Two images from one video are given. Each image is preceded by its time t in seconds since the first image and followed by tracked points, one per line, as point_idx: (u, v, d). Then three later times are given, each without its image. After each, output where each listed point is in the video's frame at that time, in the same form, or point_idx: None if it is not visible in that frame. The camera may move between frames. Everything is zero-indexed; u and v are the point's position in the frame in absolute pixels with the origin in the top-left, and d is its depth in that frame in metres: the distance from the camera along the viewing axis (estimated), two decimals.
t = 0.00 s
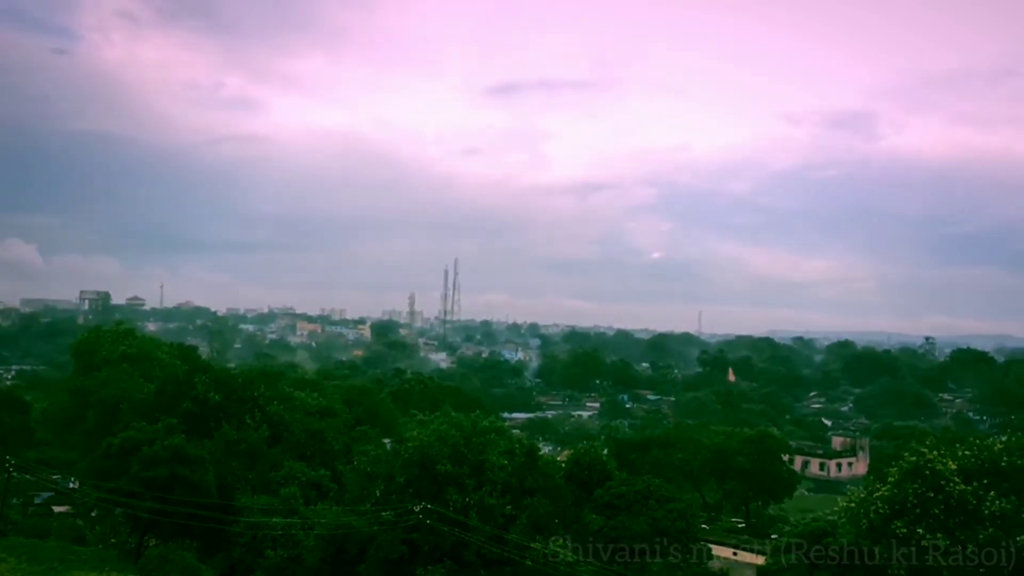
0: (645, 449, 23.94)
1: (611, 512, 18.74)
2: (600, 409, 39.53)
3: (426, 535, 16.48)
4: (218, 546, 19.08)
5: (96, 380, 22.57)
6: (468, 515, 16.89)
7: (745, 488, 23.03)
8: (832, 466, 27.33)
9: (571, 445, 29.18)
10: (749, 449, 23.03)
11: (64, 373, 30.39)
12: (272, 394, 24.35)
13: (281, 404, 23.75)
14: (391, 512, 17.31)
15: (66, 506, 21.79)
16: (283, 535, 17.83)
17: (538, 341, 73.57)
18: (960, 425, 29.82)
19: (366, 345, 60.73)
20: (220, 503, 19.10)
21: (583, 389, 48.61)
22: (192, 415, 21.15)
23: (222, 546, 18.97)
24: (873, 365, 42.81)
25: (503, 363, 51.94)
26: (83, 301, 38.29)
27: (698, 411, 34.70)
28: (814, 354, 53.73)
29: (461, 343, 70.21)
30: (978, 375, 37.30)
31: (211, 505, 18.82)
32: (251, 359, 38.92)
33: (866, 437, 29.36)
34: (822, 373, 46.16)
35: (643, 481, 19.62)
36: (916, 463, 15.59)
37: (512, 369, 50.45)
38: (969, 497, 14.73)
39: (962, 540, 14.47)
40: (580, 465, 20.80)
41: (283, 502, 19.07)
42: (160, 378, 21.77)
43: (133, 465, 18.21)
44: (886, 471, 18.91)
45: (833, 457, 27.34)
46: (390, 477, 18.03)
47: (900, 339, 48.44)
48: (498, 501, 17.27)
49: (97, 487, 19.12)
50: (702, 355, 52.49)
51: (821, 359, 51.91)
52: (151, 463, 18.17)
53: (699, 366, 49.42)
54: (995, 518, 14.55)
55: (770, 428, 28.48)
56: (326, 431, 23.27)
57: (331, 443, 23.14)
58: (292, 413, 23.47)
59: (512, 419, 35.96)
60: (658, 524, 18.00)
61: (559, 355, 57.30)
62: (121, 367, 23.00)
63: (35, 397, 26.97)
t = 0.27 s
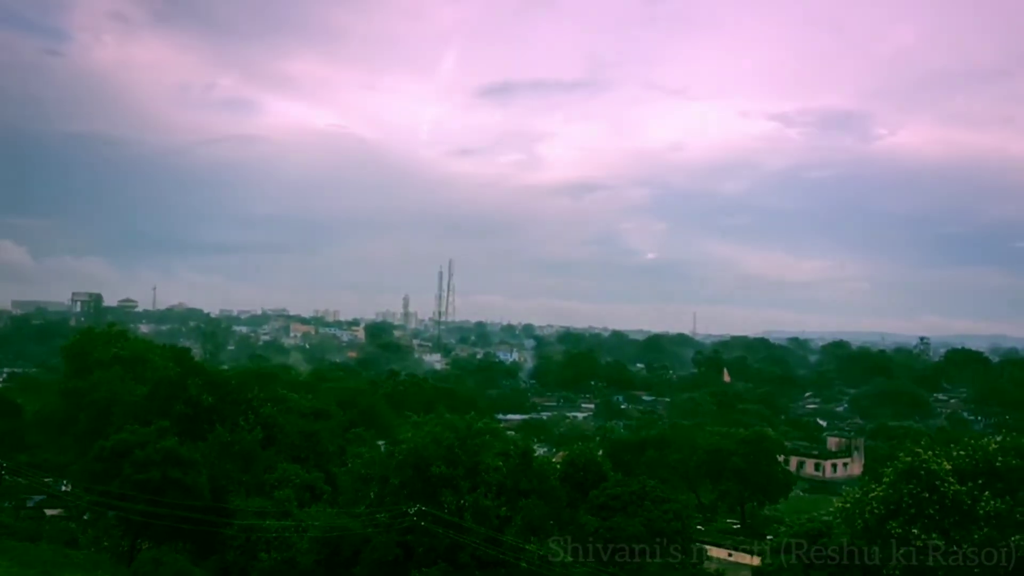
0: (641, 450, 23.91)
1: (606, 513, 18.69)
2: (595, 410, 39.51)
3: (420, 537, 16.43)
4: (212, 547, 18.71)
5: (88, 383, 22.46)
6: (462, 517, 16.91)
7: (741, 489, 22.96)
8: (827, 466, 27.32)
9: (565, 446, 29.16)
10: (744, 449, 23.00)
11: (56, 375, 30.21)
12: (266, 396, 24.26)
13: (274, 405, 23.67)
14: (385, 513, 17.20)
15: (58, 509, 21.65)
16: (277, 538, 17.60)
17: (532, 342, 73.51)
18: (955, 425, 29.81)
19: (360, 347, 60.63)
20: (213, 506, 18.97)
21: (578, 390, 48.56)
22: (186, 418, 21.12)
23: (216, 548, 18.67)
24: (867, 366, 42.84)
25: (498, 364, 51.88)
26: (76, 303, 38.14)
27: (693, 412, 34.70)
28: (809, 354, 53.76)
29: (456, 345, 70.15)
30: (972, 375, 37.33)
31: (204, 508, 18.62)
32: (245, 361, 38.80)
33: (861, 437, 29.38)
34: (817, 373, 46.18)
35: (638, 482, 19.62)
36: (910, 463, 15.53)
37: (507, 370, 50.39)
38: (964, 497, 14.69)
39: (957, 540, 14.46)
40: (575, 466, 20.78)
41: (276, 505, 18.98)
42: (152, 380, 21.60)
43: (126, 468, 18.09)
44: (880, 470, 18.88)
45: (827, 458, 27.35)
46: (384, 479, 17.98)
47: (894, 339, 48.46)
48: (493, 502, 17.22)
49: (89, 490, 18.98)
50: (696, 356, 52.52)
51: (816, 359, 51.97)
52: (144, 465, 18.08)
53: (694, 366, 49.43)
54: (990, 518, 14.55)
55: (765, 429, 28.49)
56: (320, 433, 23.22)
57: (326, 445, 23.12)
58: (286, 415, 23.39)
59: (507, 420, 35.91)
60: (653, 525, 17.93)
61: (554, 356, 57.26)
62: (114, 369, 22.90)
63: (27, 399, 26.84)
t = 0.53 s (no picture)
0: (636, 450, 23.98)
1: (602, 513, 18.75)
2: (590, 410, 39.60)
3: (416, 536, 16.46)
4: (208, 548, 18.68)
5: (84, 383, 22.45)
6: (458, 517, 17.00)
7: (735, 488, 23.07)
8: (821, 466, 27.45)
9: (561, 446, 29.25)
10: (739, 448, 23.10)
11: (51, 376, 30.21)
12: (262, 396, 24.27)
13: (270, 406, 23.69)
14: (381, 514, 17.23)
15: (53, 510, 21.64)
16: (273, 538, 17.70)
17: (527, 342, 73.64)
18: (948, 424, 29.94)
19: (355, 347, 60.64)
20: (209, 506, 18.88)
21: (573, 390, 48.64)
22: (181, 418, 20.99)
23: (212, 549, 18.69)
24: (861, 365, 42.99)
25: (493, 364, 51.93)
26: (70, 304, 38.10)
27: (687, 411, 34.79)
28: (803, 354, 53.93)
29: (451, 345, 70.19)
30: (965, 374, 37.48)
31: (200, 509, 18.52)
32: (241, 362, 38.82)
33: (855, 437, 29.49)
34: (811, 373, 46.33)
35: (634, 481, 19.67)
36: (904, 462, 15.62)
37: (503, 370, 50.45)
38: (958, 496, 14.79)
39: (950, 539, 14.55)
40: (571, 466, 20.84)
41: (272, 505, 19.08)
42: (148, 380, 21.58)
43: (121, 469, 18.09)
44: (874, 469, 18.98)
45: (822, 457, 27.47)
46: (380, 479, 18.01)
47: (888, 339, 48.63)
48: (489, 502, 17.28)
49: (85, 491, 18.98)
50: (691, 356, 52.63)
51: (810, 359, 52.12)
52: (139, 466, 18.05)
53: (688, 366, 49.56)
54: (983, 516, 14.64)
55: (760, 428, 28.59)
56: (316, 433, 23.29)
57: (321, 446, 23.18)
58: (282, 415, 23.42)
59: (502, 420, 35.96)
60: (649, 525, 17.97)
61: (549, 356, 57.32)
62: (110, 370, 22.90)
63: (22, 400, 26.82)
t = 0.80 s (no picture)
0: (633, 449, 23.95)
1: (598, 512, 18.74)
2: (587, 410, 39.59)
3: (413, 537, 16.44)
4: (203, 550, 18.55)
5: (79, 384, 22.39)
6: (454, 517, 16.93)
7: (732, 488, 23.08)
8: (817, 465, 27.47)
9: (557, 446, 29.24)
10: (736, 448, 23.09)
11: (46, 377, 30.13)
12: (257, 396, 24.20)
13: (266, 406, 23.64)
14: (377, 514, 17.15)
15: (49, 512, 21.58)
16: (269, 539, 17.70)
17: (524, 342, 73.64)
18: (944, 423, 29.99)
19: (352, 347, 60.55)
20: (205, 507, 18.96)
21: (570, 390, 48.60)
22: (176, 419, 20.96)
23: (207, 550, 18.56)
24: (857, 365, 43.04)
25: (490, 365, 51.89)
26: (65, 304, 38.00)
27: (684, 411, 34.79)
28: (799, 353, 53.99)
29: (447, 345, 70.15)
30: (961, 373, 37.53)
31: (196, 509, 18.62)
32: (237, 362, 38.77)
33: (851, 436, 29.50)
34: (807, 372, 46.37)
35: (630, 481, 19.64)
36: (900, 461, 15.63)
37: (499, 370, 50.41)
38: (953, 495, 14.80)
39: (946, 538, 14.55)
40: (567, 466, 20.81)
41: (268, 506, 19.01)
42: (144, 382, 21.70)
43: (117, 470, 18.04)
44: (870, 469, 18.98)
45: (818, 457, 27.48)
46: (376, 480, 17.95)
47: (884, 338, 48.70)
48: (485, 502, 17.25)
49: (81, 492, 18.94)
50: (687, 356, 52.60)
51: (806, 359, 52.15)
52: (135, 467, 17.97)
53: (685, 366, 49.55)
54: (979, 515, 14.62)
55: (756, 428, 28.60)
56: (311, 433, 23.18)
57: (318, 446, 23.11)
58: (277, 416, 23.37)
59: (499, 420, 35.92)
60: (646, 525, 17.92)
61: (545, 356, 57.26)
62: (105, 371, 22.83)
63: (16, 401, 26.73)
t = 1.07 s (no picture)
0: (627, 450, 24.00)
1: (592, 513, 18.76)
2: (581, 410, 39.66)
3: (407, 538, 16.29)
4: (197, 551, 18.46)
5: (72, 385, 22.31)
6: (449, 518, 16.84)
7: (726, 488, 23.14)
8: (811, 465, 27.51)
9: (552, 446, 29.27)
10: (730, 448, 23.13)
11: (38, 377, 30.04)
12: (251, 397, 24.15)
13: (260, 407, 23.61)
14: (371, 515, 17.18)
15: (41, 513, 21.49)
16: (262, 540, 17.97)
17: (518, 342, 73.66)
18: (937, 423, 30.07)
19: (345, 348, 60.49)
20: (198, 508, 18.72)
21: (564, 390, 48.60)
22: (170, 420, 20.89)
23: (201, 552, 18.46)
24: (851, 365, 43.13)
25: (484, 365, 51.90)
26: (58, 304, 37.87)
27: (678, 411, 34.84)
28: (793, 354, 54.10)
29: (441, 345, 70.14)
30: (954, 373, 37.65)
31: (190, 510, 18.40)
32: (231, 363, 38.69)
33: (845, 436, 29.57)
34: (800, 373, 46.46)
35: (625, 482, 19.65)
36: (894, 461, 15.70)
37: (493, 371, 50.39)
38: (946, 494, 14.84)
39: (939, 537, 14.58)
40: (562, 466, 20.86)
41: (261, 507, 18.95)
42: (137, 382, 21.65)
43: (110, 471, 17.99)
44: (865, 469, 19.00)
45: (811, 457, 27.54)
46: (370, 480, 17.94)
47: (877, 339, 48.81)
48: (480, 503, 17.17)
49: (74, 493, 18.87)
50: (681, 356, 52.69)
51: (800, 359, 52.27)
52: (128, 468, 17.91)
53: (678, 366, 49.62)
54: (972, 515, 14.61)
55: (750, 428, 28.65)
56: (305, 434, 23.29)
57: (312, 447, 23.20)
58: (271, 416, 23.35)
59: (493, 421, 35.93)
60: (640, 525, 17.94)
61: (539, 357, 57.26)
62: (97, 372, 22.75)
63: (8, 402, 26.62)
